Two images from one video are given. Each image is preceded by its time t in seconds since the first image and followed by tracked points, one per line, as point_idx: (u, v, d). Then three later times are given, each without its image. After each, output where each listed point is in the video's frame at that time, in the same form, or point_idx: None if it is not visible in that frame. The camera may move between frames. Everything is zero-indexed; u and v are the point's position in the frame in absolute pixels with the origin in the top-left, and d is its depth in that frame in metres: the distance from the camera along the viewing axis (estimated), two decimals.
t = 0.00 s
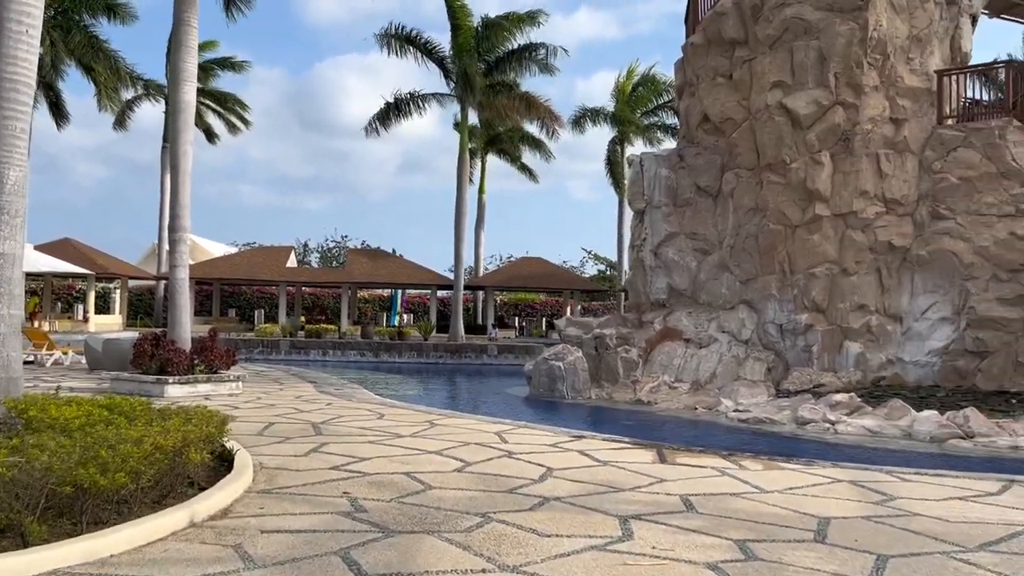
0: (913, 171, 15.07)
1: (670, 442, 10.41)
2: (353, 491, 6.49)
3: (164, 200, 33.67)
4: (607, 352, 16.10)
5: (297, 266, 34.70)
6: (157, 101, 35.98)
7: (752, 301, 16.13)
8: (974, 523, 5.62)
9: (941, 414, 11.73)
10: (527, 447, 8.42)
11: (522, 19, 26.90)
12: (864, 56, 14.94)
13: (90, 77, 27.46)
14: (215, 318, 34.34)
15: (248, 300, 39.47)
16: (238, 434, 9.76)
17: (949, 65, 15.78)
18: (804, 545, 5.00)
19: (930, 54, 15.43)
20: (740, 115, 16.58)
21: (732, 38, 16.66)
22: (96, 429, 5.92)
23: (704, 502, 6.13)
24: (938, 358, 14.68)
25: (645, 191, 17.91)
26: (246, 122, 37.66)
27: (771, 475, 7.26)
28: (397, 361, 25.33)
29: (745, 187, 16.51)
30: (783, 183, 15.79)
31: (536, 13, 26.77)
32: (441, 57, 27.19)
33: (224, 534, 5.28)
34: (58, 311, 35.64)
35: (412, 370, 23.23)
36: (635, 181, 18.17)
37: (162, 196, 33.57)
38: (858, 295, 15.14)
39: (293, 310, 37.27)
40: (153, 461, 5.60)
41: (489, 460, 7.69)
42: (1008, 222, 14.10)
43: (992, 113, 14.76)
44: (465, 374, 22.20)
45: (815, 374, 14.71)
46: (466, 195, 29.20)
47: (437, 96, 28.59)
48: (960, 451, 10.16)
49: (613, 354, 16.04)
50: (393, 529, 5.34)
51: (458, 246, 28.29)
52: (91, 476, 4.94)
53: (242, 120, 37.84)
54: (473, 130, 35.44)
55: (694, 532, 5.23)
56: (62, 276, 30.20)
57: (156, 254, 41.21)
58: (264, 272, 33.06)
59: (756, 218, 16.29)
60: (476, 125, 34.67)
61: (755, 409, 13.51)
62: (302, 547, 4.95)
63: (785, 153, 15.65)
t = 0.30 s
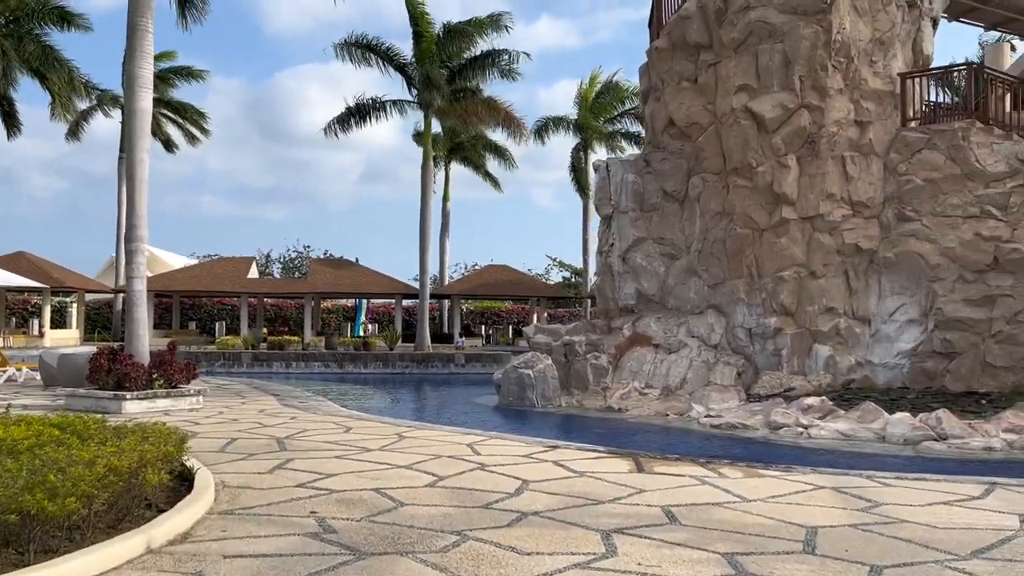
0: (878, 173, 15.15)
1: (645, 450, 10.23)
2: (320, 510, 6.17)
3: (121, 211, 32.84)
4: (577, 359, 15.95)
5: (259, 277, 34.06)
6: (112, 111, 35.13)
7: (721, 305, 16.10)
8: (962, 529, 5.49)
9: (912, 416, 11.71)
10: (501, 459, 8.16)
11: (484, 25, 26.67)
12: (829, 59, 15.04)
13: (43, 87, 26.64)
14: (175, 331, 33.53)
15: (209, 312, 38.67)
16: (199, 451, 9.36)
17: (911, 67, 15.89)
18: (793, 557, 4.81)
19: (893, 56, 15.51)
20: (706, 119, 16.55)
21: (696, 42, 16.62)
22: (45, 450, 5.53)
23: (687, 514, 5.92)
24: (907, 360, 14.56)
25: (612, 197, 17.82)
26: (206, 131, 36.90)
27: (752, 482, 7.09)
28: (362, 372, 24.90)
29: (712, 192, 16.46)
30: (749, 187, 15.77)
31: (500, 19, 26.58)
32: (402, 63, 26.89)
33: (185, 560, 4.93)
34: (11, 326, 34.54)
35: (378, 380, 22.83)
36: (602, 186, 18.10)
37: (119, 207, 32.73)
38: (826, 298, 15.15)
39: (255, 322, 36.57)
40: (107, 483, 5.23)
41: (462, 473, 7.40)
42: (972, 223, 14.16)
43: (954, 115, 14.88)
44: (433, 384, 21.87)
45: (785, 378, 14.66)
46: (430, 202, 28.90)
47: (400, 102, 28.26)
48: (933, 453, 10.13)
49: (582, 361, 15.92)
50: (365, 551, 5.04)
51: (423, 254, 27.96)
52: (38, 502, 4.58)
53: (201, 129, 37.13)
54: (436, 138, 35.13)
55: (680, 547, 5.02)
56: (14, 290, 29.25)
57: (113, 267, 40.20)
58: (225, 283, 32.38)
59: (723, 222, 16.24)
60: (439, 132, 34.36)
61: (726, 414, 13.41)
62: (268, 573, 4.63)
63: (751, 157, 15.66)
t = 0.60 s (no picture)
0: (847, 180, 15.18)
1: (622, 464, 10.00)
2: (286, 538, 5.83)
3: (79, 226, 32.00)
4: (549, 370, 15.84)
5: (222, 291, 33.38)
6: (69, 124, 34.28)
7: (693, 314, 15.98)
8: (953, 543, 5.33)
9: (888, 423, 11.65)
10: (475, 478, 7.86)
11: (449, 34, 26.45)
12: (796, 66, 15.00)
13: None
14: (136, 348, 32.70)
15: (172, 327, 37.83)
16: (159, 474, 8.94)
17: (877, 75, 15.97)
18: None
19: (859, 63, 15.60)
20: (675, 127, 16.48)
21: (664, 50, 16.54)
22: None
23: (671, 533, 5.68)
24: (878, 367, 14.59)
25: (582, 206, 17.68)
26: (167, 144, 36.17)
27: (734, 497, 6.89)
28: (329, 387, 24.42)
29: (682, 200, 16.36)
30: (719, 195, 15.70)
31: (466, 29, 26.44)
32: (367, 73, 26.57)
33: None
34: None
35: (346, 395, 22.38)
36: (572, 196, 17.97)
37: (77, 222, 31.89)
38: (798, 306, 15.07)
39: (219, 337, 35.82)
40: (54, 516, 4.86)
41: (436, 494, 7.10)
42: (941, 230, 14.21)
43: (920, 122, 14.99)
44: (402, 398, 21.48)
45: (758, 387, 14.56)
46: (397, 214, 28.55)
47: (365, 113, 27.92)
48: (911, 462, 10.05)
49: (554, 373, 15.76)
50: None
51: (391, 266, 27.57)
52: None
53: (162, 142, 36.39)
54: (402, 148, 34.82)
55: (667, 571, 4.78)
56: None
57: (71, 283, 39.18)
58: (188, 298, 31.67)
59: (693, 231, 16.13)
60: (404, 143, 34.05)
61: (701, 424, 13.26)
62: None
63: (721, 165, 15.60)
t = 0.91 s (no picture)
0: (817, 189, 15.24)
1: (599, 478, 9.80)
2: (253, 563, 5.52)
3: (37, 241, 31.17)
4: (522, 383, 15.70)
5: (186, 307, 32.70)
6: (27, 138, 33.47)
7: (665, 325, 15.88)
8: (945, 555, 5.19)
9: (864, 433, 11.59)
10: (449, 495, 7.58)
11: (417, 46, 26.22)
12: (766, 76, 15.05)
13: None
14: (97, 365, 31.87)
15: (134, 344, 36.98)
16: (118, 497, 8.54)
17: (845, 84, 16.06)
18: None
19: (828, 73, 15.67)
20: (646, 137, 16.41)
21: (634, 60, 16.47)
22: None
23: (657, 551, 5.47)
24: (852, 376, 14.62)
25: (553, 217, 17.55)
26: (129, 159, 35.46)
27: (717, 511, 6.69)
28: (297, 404, 23.92)
29: (654, 210, 16.28)
30: (690, 205, 15.64)
31: (433, 41, 26.26)
32: (333, 85, 26.26)
33: None
34: None
35: (314, 411, 21.93)
36: (543, 207, 17.84)
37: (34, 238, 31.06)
38: (770, 315, 15.03)
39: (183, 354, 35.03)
40: None
41: (410, 513, 6.83)
42: (911, 238, 14.29)
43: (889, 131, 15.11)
44: (372, 413, 21.09)
45: (732, 398, 14.48)
46: (365, 227, 28.20)
47: (332, 125, 27.58)
48: (889, 471, 9.98)
49: (528, 386, 15.59)
50: None
51: (359, 280, 27.17)
52: None
53: (123, 156, 35.66)
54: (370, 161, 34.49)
55: None
56: None
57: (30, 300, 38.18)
58: (151, 314, 30.97)
59: (665, 241, 16.05)
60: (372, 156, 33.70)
61: (676, 436, 13.12)
62: None
63: (692, 175, 15.55)
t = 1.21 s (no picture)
0: (794, 202, 15.27)
1: (582, 497, 9.55)
2: None
3: None
4: (499, 400, 15.46)
5: (154, 324, 31.99)
6: None
7: (644, 338, 15.72)
8: None
9: (847, 447, 11.49)
10: (429, 519, 7.28)
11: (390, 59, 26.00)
12: (742, 88, 15.03)
13: None
14: (61, 384, 31.03)
15: (100, 362, 36.12)
16: (80, 524, 8.13)
17: (821, 97, 16.10)
18: None
19: (804, 86, 15.69)
20: (622, 150, 16.30)
21: (610, 72, 16.36)
22: None
23: None
24: (831, 390, 14.50)
25: (529, 230, 17.32)
26: (94, 174, 34.69)
27: (708, 532, 6.47)
28: (268, 422, 23.39)
29: (631, 223, 16.16)
30: (668, 218, 15.54)
31: (406, 54, 26.04)
32: (304, 97, 25.92)
33: None
34: None
35: (285, 430, 21.44)
36: (519, 220, 17.57)
37: None
38: (749, 328, 14.94)
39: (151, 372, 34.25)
40: None
41: (389, 538, 6.53)
42: (889, 250, 14.34)
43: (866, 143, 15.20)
44: (345, 431, 20.67)
45: (712, 412, 14.34)
46: (338, 242, 27.82)
47: (303, 138, 27.22)
48: (875, 487, 9.86)
49: (505, 402, 15.33)
50: None
51: (331, 296, 26.74)
52: None
53: (89, 171, 34.93)
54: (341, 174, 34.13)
55: None
56: None
57: None
58: (117, 332, 30.24)
59: (643, 254, 15.92)
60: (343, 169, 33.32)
61: (657, 452, 12.92)
62: None
63: (670, 188, 15.46)
